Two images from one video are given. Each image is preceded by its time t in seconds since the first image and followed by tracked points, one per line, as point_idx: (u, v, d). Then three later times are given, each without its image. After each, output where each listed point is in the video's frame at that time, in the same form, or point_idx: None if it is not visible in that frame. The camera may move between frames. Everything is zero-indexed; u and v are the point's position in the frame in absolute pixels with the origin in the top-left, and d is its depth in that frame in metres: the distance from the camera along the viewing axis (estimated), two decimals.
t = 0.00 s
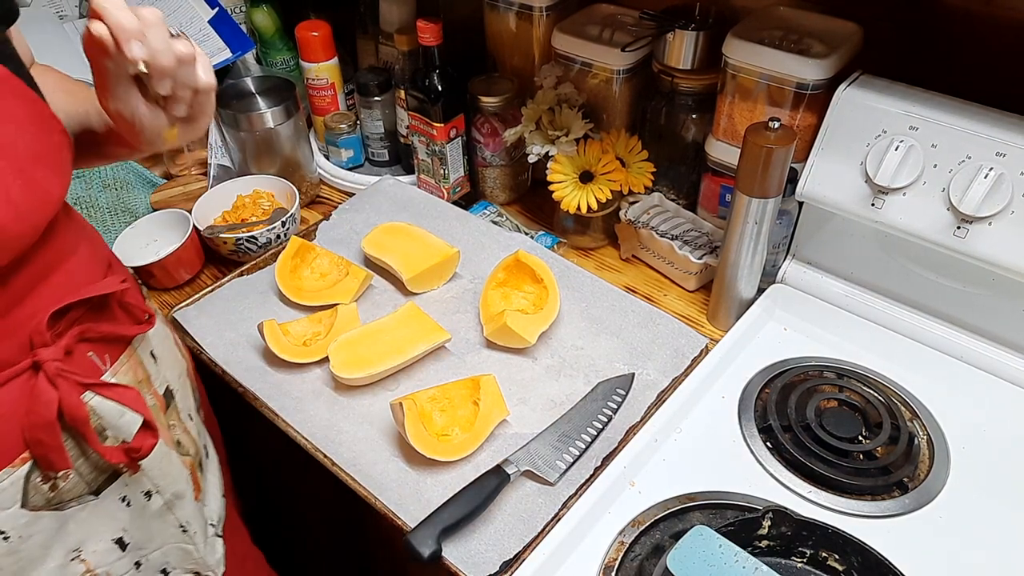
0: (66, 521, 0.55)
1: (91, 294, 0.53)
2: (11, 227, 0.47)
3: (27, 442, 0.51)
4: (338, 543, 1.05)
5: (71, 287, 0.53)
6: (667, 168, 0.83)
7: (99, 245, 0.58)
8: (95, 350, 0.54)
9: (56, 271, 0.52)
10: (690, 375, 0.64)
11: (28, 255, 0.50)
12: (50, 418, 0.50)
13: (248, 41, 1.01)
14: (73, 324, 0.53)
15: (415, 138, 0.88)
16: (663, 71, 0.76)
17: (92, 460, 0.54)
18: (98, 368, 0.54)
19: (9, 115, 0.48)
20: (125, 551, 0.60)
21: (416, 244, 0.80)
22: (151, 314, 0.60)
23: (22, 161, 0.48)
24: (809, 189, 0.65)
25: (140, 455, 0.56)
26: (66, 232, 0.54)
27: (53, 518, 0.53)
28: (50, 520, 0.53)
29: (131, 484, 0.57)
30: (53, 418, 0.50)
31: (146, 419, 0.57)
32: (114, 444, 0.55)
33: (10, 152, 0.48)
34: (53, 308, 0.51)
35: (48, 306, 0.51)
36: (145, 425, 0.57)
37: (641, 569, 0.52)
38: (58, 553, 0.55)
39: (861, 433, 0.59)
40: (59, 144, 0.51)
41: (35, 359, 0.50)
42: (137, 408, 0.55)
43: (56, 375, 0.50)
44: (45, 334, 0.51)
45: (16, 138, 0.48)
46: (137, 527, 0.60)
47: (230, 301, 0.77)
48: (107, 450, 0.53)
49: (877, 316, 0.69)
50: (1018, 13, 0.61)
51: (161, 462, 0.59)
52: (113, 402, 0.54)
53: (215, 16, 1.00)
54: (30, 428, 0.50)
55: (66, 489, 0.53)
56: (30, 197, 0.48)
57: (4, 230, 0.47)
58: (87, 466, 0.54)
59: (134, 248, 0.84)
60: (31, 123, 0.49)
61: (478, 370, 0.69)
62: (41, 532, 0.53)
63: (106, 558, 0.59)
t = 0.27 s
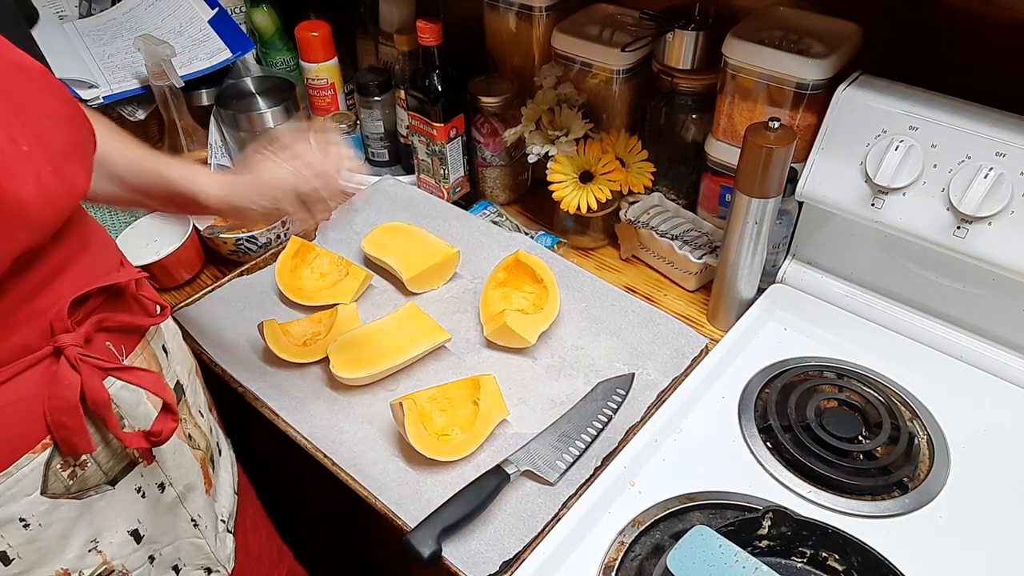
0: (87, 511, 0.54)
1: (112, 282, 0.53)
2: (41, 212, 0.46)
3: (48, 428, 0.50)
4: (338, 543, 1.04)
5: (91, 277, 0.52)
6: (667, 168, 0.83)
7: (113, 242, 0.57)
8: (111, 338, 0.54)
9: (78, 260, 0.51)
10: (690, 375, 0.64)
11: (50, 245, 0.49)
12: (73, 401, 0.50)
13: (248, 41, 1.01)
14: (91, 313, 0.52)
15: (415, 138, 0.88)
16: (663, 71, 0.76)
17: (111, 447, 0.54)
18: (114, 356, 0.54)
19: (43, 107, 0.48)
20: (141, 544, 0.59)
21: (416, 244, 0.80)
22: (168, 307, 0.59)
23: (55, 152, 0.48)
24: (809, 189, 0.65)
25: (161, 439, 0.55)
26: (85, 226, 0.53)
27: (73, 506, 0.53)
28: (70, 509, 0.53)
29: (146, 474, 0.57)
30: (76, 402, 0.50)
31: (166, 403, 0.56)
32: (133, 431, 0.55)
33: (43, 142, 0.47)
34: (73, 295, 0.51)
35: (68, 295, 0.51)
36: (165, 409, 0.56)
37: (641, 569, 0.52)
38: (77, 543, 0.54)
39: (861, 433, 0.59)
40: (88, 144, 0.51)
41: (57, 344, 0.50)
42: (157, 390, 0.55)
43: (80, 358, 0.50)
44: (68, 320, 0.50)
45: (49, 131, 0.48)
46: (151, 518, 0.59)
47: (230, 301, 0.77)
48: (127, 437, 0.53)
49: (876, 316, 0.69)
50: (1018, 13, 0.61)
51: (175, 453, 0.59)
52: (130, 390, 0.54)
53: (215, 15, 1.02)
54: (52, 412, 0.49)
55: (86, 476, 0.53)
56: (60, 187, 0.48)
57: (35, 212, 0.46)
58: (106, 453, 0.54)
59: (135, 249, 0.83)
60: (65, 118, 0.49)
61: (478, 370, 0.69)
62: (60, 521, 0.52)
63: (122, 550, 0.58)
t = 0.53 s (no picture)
0: (84, 521, 0.54)
1: (117, 292, 0.53)
2: (58, 217, 0.46)
3: (50, 435, 0.50)
4: (337, 543, 1.04)
5: (95, 285, 0.52)
6: (667, 168, 0.83)
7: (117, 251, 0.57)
8: (116, 349, 0.54)
9: (85, 270, 0.51)
10: (690, 375, 0.64)
11: (58, 254, 0.49)
12: (76, 410, 0.49)
13: (248, 41, 1.01)
14: (96, 322, 0.52)
15: (415, 138, 0.88)
16: (663, 71, 0.76)
17: (112, 457, 0.54)
18: (117, 365, 0.54)
19: (65, 117, 0.48)
20: (137, 556, 0.59)
21: (416, 244, 0.80)
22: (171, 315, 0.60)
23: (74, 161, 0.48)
24: (809, 189, 0.65)
25: (163, 449, 0.54)
26: (94, 238, 0.53)
27: (70, 516, 0.53)
28: (66, 519, 0.53)
29: (144, 486, 0.57)
30: (80, 410, 0.49)
31: (168, 412, 0.55)
32: (135, 441, 0.54)
33: (64, 150, 0.47)
34: (79, 303, 0.51)
35: (74, 302, 0.50)
36: (168, 419, 0.55)
37: (641, 569, 0.52)
38: (72, 554, 0.55)
39: (861, 433, 0.59)
40: (105, 158, 0.51)
41: (62, 352, 0.49)
42: (161, 397, 0.54)
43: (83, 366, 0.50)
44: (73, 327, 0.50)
45: (70, 140, 0.48)
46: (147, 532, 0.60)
47: (229, 301, 0.77)
48: (130, 446, 0.52)
49: (876, 316, 0.69)
50: (1017, 13, 0.61)
51: (175, 465, 0.60)
52: (132, 400, 0.54)
53: (215, 15, 1.03)
54: (55, 420, 0.49)
55: (86, 486, 0.53)
56: (77, 195, 0.48)
57: (53, 217, 0.46)
58: (107, 464, 0.54)
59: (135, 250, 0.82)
60: (85, 130, 0.49)
61: (478, 370, 0.69)
62: (57, 531, 0.52)
63: (117, 562, 0.58)
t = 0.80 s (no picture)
0: (84, 525, 0.54)
1: (116, 297, 0.53)
2: (55, 221, 0.46)
3: (50, 440, 0.50)
4: (338, 543, 1.04)
5: (94, 288, 0.52)
6: (667, 167, 0.83)
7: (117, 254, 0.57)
8: (116, 352, 0.54)
9: (83, 275, 0.51)
10: (690, 376, 0.64)
11: (56, 258, 0.49)
12: (76, 414, 0.49)
13: (248, 41, 1.01)
14: (96, 325, 0.52)
15: (415, 138, 0.88)
16: (663, 71, 0.76)
17: (112, 461, 0.54)
18: (117, 369, 0.54)
19: (60, 120, 0.48)
20: (137, 560, 0.59)
21: (416, 244, 0.80)
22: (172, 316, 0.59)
23: (69, 164, 0.48)
24: (809, 189, 0.65)
25: (162, 454, 0.54)
26: (91, 242, 0.53)
27: (70, 520, 0.53)
28: (66, 523, 0.53)
29: (145, 489, 0.57)
30: (79, 415, 0.49)
31: (168, 417, 0.55)
32: (134, 445, 0.54)
33: (58, 154, 0.47)
34: (78, 307, 0.51)
35: (73, 306, 0.51)
36: (168, 423, 0.56)
37: (641, 569, 0.52)
38: (72, 558, 0.55)
39: (861, 433, 0.59)
40: (102, 159, 0.51)
41: (61, 357, 0.49)
42: (161, 403, 0.55)
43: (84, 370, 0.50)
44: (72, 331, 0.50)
45: (65, 142, 0.48)
46: (148, 535, 0.60)
47: (230, 301, 0.77)
48: (129, 451, 0.53)
49: (876, 316, 0.69)
50: (1017, 14, 0.61)
51: (175, 468, 0.59)
52: (133, 403, 0.54)
53: (215, 15, 1.03)
54: (54, 425, 0.49)
55: (86, 490, 0.53)
56: (74, 198, 0.48)
57: (49, 221, 0.46)
58: (107, 467, 0.54)
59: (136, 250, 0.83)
60: (80, 132, 0.49)
61: (478, 370, 0.69)
62: (58, 535, 0.52)
63: (118, 565, 0.58)
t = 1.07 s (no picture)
0: (87, 517, 0.54)
1: (117, 289, 0.53)
2: (56, 221, 0.46)
3: (52, 433, 0.50)
4: (338, 543, 1.04)
5: (94, 283, 0.52)
6: (667, 168, 0.83)
7: (116, 250, 0.57)
8: (116, 346, 0.54)
9: (83, 269, 0.51)
10: (690, 376, 0.64)
11: (57, 253, 0.49)
12: (78, 408, 0.49)
13: (248, 41, 1.01)
14: (95, 320, 0.52)
15: (414, 138, 0.88)
16: (663, 71, 0.76)
17: (114, 454, 0.54)
18: (119, 362, 0.54)
19: (58, 119, 0.48)
20: (138, 551, 0.59)
21: (415, 244, 0.80)
22: (168, 311, 0.60)
23: (69, 163, 0.48)
24: (809, 189, 0.65)
25: (165, 446, 0.54)
26: (91, 237, 0.53)
27: (74, 513, 0.53)
28: (70, 515, 0.52)
29: (148, 481, 0.57)
30: (82, 407, 0.49)
31: (169, 409, 0.55)
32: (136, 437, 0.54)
33: (58, 153, 0.47)
34: (78, 301, 0.51)
35: (74, 300, 0.51)
36: (169, 414, 0.55)
37: (641, 569, 0.52)
38: (76, 550, 0.54)
39: (861, 433, 0.59)
40: (101, 157, 0.51)
41: (62, 350, 0.49)
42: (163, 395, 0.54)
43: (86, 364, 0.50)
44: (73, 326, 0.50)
45: (64, 141, 0.48)
46: (150, 526, 0.59)
47: (229, 301, 0.77)
48: (132, 442, 0.53)
49: (876, 316, 0.69)
50: (1017, 14, 0.61)
51: (176, 461, 0.59)
52: (134, 396, 0.54)
53: (215, 15, 1.03)
54: (57, 418, 0.49)
55: (89, 482, 0.53)
56: (75, 197, 0.48)
57: (51, 221, 0.46)
58: (109, 460, 0.54)
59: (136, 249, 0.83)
60: (79, 131, 0.49)
61: (478, 370, 0.69)
62: (61, 527, 0.52)
63: (121, 557, 0.58)
